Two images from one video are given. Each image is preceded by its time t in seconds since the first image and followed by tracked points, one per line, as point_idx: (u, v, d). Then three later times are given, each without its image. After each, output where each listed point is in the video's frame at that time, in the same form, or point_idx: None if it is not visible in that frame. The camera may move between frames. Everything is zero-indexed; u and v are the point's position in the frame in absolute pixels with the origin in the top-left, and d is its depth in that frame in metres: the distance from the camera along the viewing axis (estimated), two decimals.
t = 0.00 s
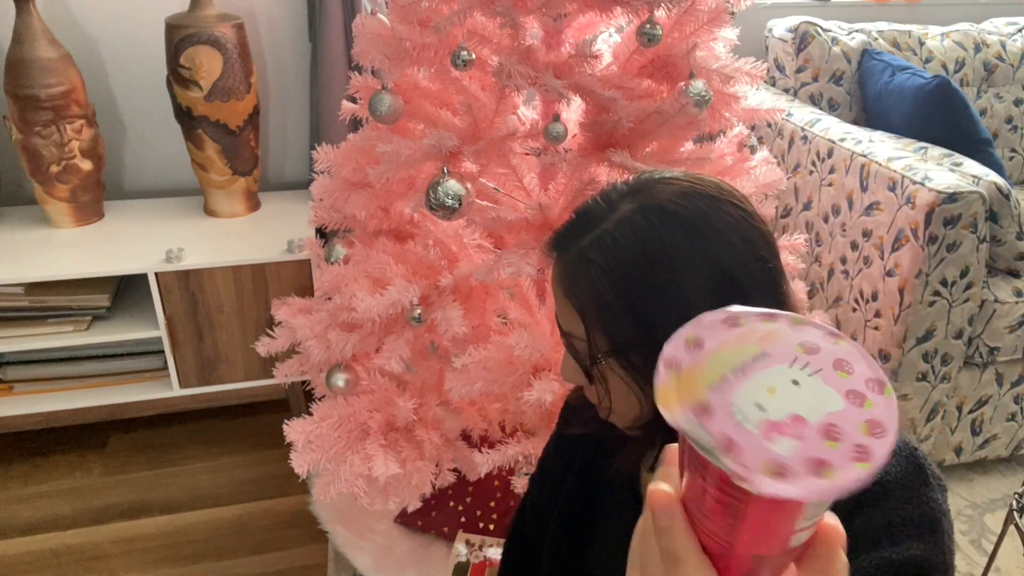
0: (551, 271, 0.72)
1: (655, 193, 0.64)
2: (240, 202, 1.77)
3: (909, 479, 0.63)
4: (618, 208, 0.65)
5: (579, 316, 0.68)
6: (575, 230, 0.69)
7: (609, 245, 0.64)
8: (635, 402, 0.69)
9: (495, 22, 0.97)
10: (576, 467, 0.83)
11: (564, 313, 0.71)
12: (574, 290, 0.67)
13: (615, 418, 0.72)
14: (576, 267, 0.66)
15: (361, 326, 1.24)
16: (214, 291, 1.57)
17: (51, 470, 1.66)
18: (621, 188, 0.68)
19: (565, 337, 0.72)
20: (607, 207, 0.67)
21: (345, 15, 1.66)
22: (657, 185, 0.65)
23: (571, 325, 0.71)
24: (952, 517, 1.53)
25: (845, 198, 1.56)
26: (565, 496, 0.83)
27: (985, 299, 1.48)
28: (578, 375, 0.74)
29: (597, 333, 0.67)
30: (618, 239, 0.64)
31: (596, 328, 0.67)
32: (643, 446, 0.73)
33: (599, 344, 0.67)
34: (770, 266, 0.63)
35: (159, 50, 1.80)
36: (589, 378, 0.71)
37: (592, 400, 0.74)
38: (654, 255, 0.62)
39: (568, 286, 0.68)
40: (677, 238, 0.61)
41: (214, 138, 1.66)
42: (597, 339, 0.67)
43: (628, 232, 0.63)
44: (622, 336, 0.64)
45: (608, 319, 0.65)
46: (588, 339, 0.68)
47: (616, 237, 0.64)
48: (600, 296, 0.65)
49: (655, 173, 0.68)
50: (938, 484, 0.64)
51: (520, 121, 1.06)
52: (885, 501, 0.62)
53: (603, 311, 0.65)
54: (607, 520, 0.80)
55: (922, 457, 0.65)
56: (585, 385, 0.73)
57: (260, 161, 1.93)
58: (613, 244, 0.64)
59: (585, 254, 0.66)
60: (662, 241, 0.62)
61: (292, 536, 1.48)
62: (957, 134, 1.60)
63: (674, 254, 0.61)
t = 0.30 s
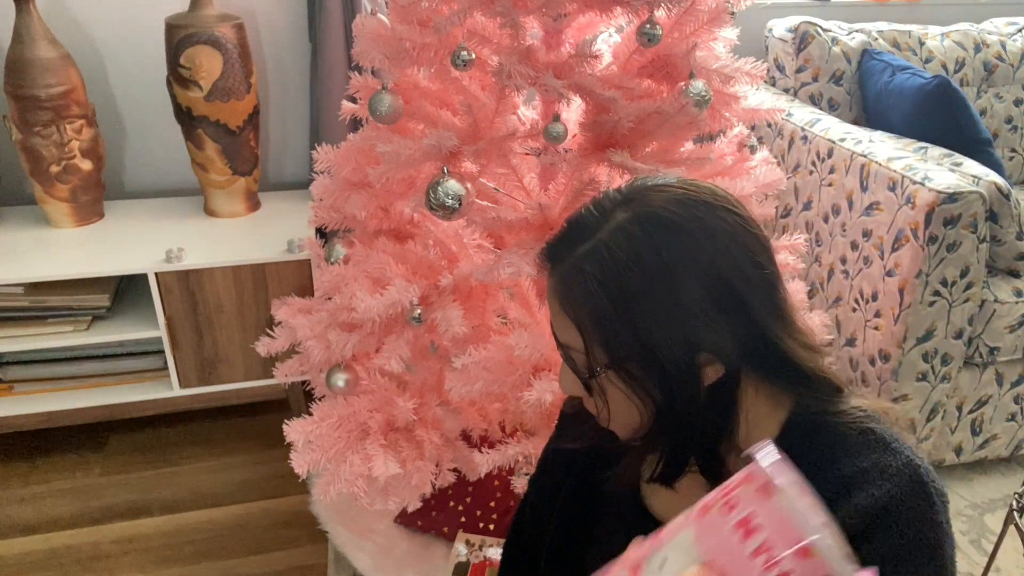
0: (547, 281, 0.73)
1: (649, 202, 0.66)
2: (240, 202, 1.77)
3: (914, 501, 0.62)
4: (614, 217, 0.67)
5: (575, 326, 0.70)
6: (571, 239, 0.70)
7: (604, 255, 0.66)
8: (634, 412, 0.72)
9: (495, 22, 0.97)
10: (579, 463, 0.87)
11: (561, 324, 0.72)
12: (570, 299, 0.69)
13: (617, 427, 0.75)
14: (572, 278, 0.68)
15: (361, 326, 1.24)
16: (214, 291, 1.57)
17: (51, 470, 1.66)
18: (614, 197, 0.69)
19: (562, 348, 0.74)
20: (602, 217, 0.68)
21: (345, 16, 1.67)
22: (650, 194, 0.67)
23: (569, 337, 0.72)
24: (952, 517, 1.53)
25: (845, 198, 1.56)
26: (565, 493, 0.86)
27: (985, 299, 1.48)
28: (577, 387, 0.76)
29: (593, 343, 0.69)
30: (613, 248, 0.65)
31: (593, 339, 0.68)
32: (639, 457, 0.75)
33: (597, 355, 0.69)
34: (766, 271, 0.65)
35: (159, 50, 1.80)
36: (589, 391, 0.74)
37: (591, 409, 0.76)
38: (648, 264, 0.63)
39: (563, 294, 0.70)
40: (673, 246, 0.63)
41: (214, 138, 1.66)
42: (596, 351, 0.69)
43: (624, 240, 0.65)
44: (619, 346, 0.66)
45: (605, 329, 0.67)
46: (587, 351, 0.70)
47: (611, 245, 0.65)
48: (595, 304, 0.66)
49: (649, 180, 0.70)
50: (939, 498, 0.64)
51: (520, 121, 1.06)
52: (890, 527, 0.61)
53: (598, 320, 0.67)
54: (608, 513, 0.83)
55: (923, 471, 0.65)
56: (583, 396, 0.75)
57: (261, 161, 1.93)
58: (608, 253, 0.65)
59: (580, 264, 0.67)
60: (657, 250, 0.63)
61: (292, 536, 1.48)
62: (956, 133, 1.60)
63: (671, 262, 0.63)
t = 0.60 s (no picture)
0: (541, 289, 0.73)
1: (641, 213, 0.65)
2: (240, 202, 1.77)
3: (917, 521, 0.66)
4: (606, 228, 0.66)
5: (569, 339, 0.70)
6: (563, 248, 0.69)
7: (595, 267, 0.65)
8: (630, 421, 0.72)
9: (495, 22, 0.97)
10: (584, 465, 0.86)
11: (555, 336, 0.73)
12: (564, 312, 0.69)
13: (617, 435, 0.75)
14: (566, 291, 0.68)
15: (361, 326, 1.24)
16: (214, 291, 1.57)
17: (51, 470, 1.66)
18: (605, 206, 0.68)
19: (559, 358, 0.74)
20: (593, 227, 0.67)
21: (345, 16, 1.67)
22: (641, 204, 0.66)
23: (564, 348, 0.72)
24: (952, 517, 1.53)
25: (845, 198, 1.56)
26: (568, 495, 0.86)
27: (985, 299, 1.48)
28: (574, 395, 0.77)
29: (589, 356, 0.69)
30: (604, 260, 0.65)
31: (588, 351, 0.68)
32: (638, 464, 0.74)
33: (592, 367, 0.69)
34: (760, 279, 0.65)
35: (159, 50, 1.80)
36: (585, 401, 0.74)
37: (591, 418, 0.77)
38: (640, 278, 0.63)
39: (557, 306, 0.69)
40: (666, 260, 0.62)
41: (214, 138, 1.66)
42: (591, 363, 0.69)
43: (616, 253, 0.64)
44: (614, 359, 0.66)
45: (599, 342, 0.67)
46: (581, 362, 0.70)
47: (602, 257, 0.65)
48: (587, 317, 0.66)
49: (641, 188, 0.69)
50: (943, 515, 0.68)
51: (520, 121, 1.06)
52: (894, 548, 0.66)
53: (592, 333, 0.67)
54: (611, 521, 0.81)
55: (928, 488, 0.68)
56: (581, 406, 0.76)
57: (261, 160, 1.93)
58: (600, 267, 0.65)
59: (573, 277, 0.66)
60: (649, 263, 0.63)
61: (292, 536, 1.48)
62: (955, 133, 1.60)
63: (664, 275, 0.62)
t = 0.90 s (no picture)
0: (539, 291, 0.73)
1: (640, 218, 0.65)
2: (240, 202, 1.77)
3: (917, 550, 0.64)
4: (604, 233, 0.66)
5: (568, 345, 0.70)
6: (562, 250, 0.69)
7: (593, 273, 0.65)
8: (627, 425, 0.72)
9: (495, 22, 0.97)
10: (586, 465, 0.86)
11: (554, 340, 0.73)
12: (562, 317, 0.69)
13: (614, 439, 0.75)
14: (564, 297, 0.68)
15: (361, 326, 1.24)
16: (214, 291, 1.57)
17: (51, 470, 1.66)
18: (604, 210, 0.68)
19: (557, 363, 0.74)
20: (592, 232, 0.67)
21: (345, 16, 1.67)
22: (640, 209, 0.66)
23: (563, 352, 0.73)
24: (952, 517, 1.53)
25: (845, 198, 1.56)
26: (569, 496, 0.86)
27: (985, 299, 1.48)
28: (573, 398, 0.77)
29: (586, 362, 0.69)
30: (603, 266, 0.64)
31: (585, 357, 0.68)
32: (637, 470, 0.74)
33: (589, 373, 0.69)
34: (759, 287, 0.64)
35: (159, 50, 1.80)
36: (583, 406, 0.74)
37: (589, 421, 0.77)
38: (637, 286, 0.63)
39: (555, 312, 0.69)
40: (663, 267, 0.62)
41: (214, 138, 1.66)
42: (587, 367, 0.69)
43: (613, 258, 0.64)
44: (611, 365, 0.66)
45: (596, 348, 0.67)
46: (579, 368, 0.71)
47: (600, 263, 0.65)
48: (584, 323, 0.66)
49: (640, 192, 0.68)
50: (945, 542, 0.65)
51: (520, 121, 1.06)
52: None
53: (589, 339, 0.67)
54: (614, 523, 0.81)
55: (932, 516, 0.66)
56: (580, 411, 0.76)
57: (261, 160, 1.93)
58: (597, 273, 0.65)
59: (570, 283, 0.66)
60: (647, 270, 0.63)
61: (292, 536, 1.48)
62: (955, 134, 1.60)
63: (662, 281, 0.62)
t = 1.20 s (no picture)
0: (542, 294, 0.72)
1: (651, 219, 0.65)
2: (240, 202, 1.77)
3: (918, 553, 0.64)
4: (615, 233, 0.66)
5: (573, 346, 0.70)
6: (568, 253, 0.69)
7: (603, 273, 0.65)
8: (629, 429, 0.72)
9: (495, 22, 0.97)
10: (587, 464, 0.87)
11: (556, 341, 0.72)
12: (568, 319, 0.68)
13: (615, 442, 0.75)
14: (570, 296, 0.67)
15: (361, 326, 1.24)
16: (214, 291, 1.57)
17: (51, 470, 1.66)
18: (614, 211, 0.68)
19: (559, 364, 0.74)
20: (602, 232, 0.67)
21: (345, 16, 1.67)
22: (651, 210, 0.66)
23: (565, 353, 0.72)
24: (952, 517, 1.53)
25: (845, 198, 1.56)
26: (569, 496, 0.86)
27: (985, 299, 1.48)
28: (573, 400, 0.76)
29: (589, 364, 0.68)
30: (613, 266, 0.64)
31: (590, 359, 0.68)
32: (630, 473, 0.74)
33: (594, 376, 0.69)
34: (768, 295, 0.65)
35: (159, 50, 1.80)
36: (585, 408, 0.74)
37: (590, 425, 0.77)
38: (647, 287, 0.63)
39: (561, 313, 0.69)
40: (674, 269, 0.62)
41: (214, 138, 1.66)
42: (593, 369, 0.68)
43: (624, 258, 0.64)
44: (616, 367, 0.66)
45: (602, 350, 0.66)
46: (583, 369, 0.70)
47: (610, 263, 0.64)
48: (592, 324, 0.66)
49: (649, 194, 0.69)
50: (947, 546, 0.66)
51: (520, 121, 1.06)
52: None
53: (596, 341, 0.66)
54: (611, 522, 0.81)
55: (932, 520, 0.66)
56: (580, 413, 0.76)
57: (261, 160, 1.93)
58: (607, 272, 0.64)
59: (579, 283, 0.66)
60: (658, 272, 0.63)
61: (292, 536, 1.48)
62: (955, 134, 1.60)
63: (671, 281, 0.62)
